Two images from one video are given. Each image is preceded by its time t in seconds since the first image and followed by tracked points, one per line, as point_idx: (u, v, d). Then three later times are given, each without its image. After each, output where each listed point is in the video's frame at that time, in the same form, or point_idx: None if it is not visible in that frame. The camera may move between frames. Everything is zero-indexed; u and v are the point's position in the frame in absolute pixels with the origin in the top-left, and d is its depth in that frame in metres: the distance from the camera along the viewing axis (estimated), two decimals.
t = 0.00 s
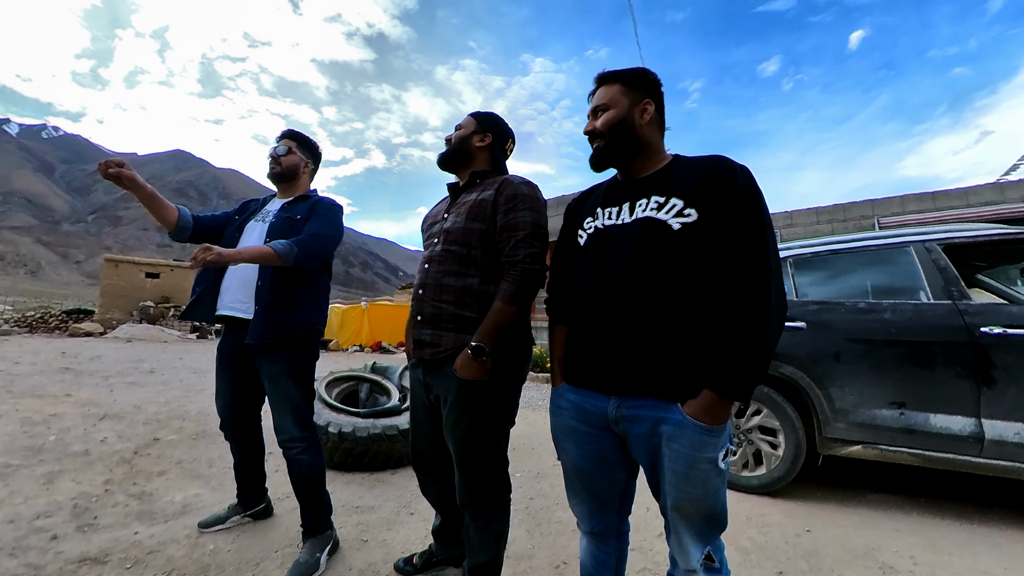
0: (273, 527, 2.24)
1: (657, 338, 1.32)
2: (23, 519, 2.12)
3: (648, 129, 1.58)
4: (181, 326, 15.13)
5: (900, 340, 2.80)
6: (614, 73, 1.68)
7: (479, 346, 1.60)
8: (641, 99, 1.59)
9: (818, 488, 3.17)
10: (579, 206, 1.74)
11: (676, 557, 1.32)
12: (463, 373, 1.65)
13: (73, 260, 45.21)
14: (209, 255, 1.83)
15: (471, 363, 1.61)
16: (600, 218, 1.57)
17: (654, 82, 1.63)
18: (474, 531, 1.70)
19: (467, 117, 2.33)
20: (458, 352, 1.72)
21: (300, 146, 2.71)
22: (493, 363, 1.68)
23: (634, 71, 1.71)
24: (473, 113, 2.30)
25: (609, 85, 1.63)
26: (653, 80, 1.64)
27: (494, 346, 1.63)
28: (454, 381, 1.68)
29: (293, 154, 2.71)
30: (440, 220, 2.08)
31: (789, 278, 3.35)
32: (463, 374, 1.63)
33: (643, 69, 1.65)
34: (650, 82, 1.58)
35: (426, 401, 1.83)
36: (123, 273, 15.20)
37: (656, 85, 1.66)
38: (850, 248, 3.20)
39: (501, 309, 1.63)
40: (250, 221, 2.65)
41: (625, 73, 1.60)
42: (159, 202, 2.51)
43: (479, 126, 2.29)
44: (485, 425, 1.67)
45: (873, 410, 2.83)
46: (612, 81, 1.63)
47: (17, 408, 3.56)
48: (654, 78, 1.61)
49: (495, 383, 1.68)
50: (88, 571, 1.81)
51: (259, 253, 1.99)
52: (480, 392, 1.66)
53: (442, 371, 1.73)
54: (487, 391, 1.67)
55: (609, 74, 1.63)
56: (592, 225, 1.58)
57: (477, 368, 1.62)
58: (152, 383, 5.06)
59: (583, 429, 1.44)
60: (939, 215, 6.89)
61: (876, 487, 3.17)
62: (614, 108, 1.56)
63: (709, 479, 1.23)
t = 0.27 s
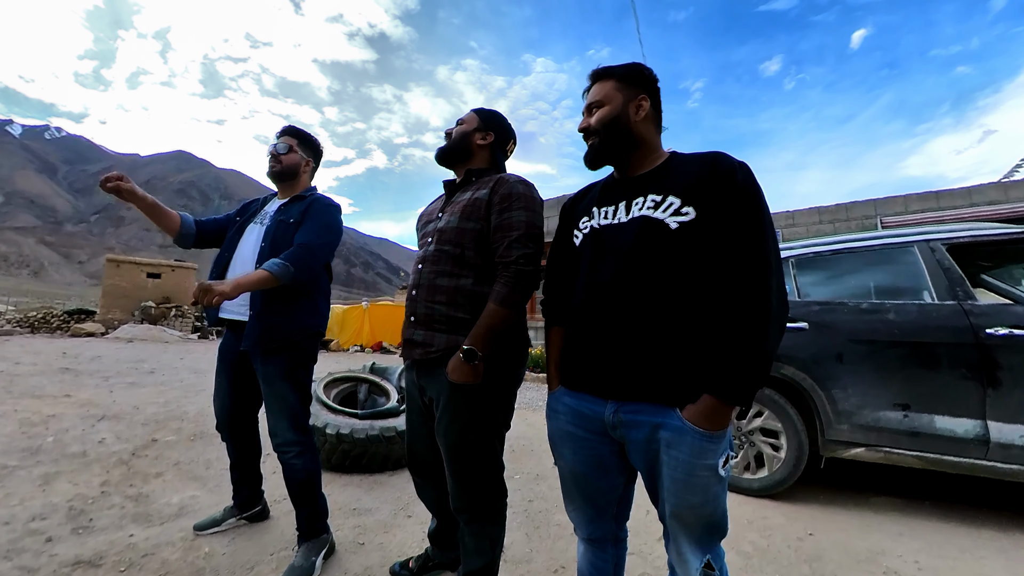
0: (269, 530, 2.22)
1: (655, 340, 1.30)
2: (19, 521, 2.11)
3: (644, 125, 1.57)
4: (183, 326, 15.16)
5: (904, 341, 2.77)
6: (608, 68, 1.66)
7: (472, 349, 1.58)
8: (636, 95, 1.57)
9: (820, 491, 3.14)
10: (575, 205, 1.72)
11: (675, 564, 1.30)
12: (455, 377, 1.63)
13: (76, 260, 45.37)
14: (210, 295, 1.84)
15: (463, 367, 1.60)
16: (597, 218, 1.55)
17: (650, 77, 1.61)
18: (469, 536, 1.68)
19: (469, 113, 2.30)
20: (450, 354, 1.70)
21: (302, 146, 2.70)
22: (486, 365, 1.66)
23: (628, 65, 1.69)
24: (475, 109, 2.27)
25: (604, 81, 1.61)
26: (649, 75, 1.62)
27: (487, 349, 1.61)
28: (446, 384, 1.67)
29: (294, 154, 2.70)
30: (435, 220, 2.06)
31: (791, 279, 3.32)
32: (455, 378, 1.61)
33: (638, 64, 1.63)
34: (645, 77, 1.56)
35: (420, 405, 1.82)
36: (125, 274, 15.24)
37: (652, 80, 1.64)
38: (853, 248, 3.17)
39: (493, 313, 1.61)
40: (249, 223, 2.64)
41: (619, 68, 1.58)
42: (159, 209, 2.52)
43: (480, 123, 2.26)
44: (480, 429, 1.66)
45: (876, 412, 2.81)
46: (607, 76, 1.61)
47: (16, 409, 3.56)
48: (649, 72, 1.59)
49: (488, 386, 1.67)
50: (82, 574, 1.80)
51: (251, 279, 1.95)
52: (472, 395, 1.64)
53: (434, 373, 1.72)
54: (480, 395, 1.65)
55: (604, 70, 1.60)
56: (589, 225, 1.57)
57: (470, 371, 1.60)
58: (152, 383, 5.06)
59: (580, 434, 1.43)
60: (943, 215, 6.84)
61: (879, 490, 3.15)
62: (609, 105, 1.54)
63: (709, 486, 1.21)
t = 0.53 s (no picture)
0: (270, 529, 2.23)
1: (656, 339, 1.29)
2: (21, 520, 2.11)
3: (645, 124, 1.56)
4: (185, 326, 15.20)
5: (907, 341, 2.76)
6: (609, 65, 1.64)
7: (474, 348, 1.58)
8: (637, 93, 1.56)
9: (822, 491, 3.13)
10: (576, 204, 1.71)
11: (676, 563, 1.30)
12: (457, 376, 1.63)
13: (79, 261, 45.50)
14: (223, 299, 1.84)
15: (465, 367, 1.59)
16: (597, 217, 1.55)
17: (650, 75, 1.60)
18: (469, 536, 1.68)
19: (469, 110, 2.29)
20: (449, 353, 1.70)
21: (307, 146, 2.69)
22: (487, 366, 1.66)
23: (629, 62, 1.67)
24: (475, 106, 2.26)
25: (605, 78, 1.59)
26: (649, 73, 1.61)
27: (489, 349, 1.61)
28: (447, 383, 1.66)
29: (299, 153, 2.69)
30: (436, 218, 2.06)
31: (793, 278, 3.31)
32: (457, 378, 1.61)
33: (639, 61, 1.62)
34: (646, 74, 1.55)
35: (421, 404, 1.81)
36: (127, 274, 15.28)
37: (652, 77, 1.63)
38: (855, 247, 3.16)
39: (498, 313, 1.60)
40: (255, 222, 2.64)
41: (620, 67, 1.57)
42: (167, 207, 2.54)
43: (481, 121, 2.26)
44: (482, 429, 1.66)
45: (879, 412, 2.80)
46: (607, 73, 1.60)
47: (18, 408, 3.57)
48: (650, 70, 1.58)
49: (489, 386, 1.66)
50: (84, 573, 1.80)
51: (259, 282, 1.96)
52: (474, 395, 1.64)
53: (435, 373, 1.72)
54: (481, 395, 1.65)
55: (605, 67, 1.59)
56: (589, 223, 1.56)
57: (472, 372, 1.60)
58: (154, 383, 5.08)
59: (581, 434, 1.42)
60: (945, 214, 6.82)
61: (881, 490, 3.14)
62: (610, 103, 1.53)
63: (710, 485, 1.21)
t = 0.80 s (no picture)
0: (275, 528, 2.24)
1: (660, 340, 1.30)
2: (28, 519, 2.13)
3: (649, 127, 1.57)
4: (188, 326, 15.24)
5: (909, 341, 2.77)
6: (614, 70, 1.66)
7: (479, 349, 1.59)
8: (641, 97, 1.58)
9: (824, 491, 3.14)
10: (580, 206, 1.72)
11: (680, 561, 1.31)
12: (462, 376, 1.64)
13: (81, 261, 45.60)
14: (230, 294, 1.86)
15: (471, 366, 1.60)
16: (601, 219, 1.56)
17: (655, 79, 1.61)
18: (475, 535, 1.69)
19: (478, 112, 2.30)
20: (455, 354, 1.71)
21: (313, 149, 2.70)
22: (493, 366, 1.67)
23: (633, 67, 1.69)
24: (482, 109, 2.28)
25: (609, 83, 1.61)
26: (653, 77, 1.62)
27: (494, 349, 1.62)
28: (452, 383, 1.68)
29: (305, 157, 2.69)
30: (440, 220, 2.07)
31: (795, 279, 3.32)
32: (463, 378, 1.62)
33: (643, 66, 1.63)
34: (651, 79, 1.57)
35: (426, 404, 1.83)
36: (130, 274, 15.32)
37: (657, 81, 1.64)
38: (857, 248, 3.17)
39: (503, 313, 1.62)
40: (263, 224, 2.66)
41: (624, 71, 1.58)
42: (177, 206, 2.54)
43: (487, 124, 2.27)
44: (487, 429, 1.67)
45: (881, 412, 2.80)
46: (612, 78, 1.62)
47: (23, 408, 3.59)
48: (655, 75, 1.60)
49: (494, 386, 1.67)
50: (91, 572, 1.81)
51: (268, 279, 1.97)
52: (479, 395, 1.65)
53: (441, 373, 1.73)
54: (487, 395, 1.66)
55: (610, 72, 1.61)
56: (593, 225, 1.57)
57: (477, 372, 1.61)
58: (158, 383, 5.10)
59: (586, 434, 1.43)
60: (948, 214, 6.81)
61: (884, 490, 3.14)
62: (614, 106, 1.55)
63: (713, 485, 1.22)
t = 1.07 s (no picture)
0: (279, 529, 2.25)
1: (663, 344, 1.31)
2: (34, 520, 2.14)
3: (654, 133, 1.58)
4: (190, 326, 15.28)
5: (911, 343, 2.77)
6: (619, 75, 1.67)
7: (484, 354, 1.59)
8: (646, 102, 1.59)
9: (826, 492, 3.14)
10: (584, 210, 1.73)
11: (682, 563, 1.32)
12: (466, 380, 1.65)
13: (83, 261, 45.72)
14: (235, 293, 1.86)
15: (475, 370, 1.61)
16: (605, 223, 1.56)
17: (659, 85, 1.63)
18: (479, 537, 1.70)
19: (482, 117, 2.35)
20: (460, 358, 1.72)
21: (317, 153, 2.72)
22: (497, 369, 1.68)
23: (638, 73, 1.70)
24: (487, 112, 2.32)
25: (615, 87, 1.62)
26: (658, 83, 1.64)
27: (499, 353, 1.62)
28: (457, 387, 1.68)
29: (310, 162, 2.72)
30: (444, 223, 2.08)
31: (797, 280, 3.32)
32: (467, 381, 1.63)
33: (648, 72, 1.65)
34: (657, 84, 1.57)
35: (430, 407, 1.84)
36: (132, 274, 15.36)
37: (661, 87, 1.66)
38: (859, 249, 3.17)
39: (507, 317, 1.63)
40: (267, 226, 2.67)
41: (630, 76, 1.59)
42: (180, 206, 2.55)
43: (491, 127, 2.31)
44: (490, 432, 1.67)
45: (883, 413, 2.80)
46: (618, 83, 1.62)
47: (28, 409, 3.61)
48: (659, 81, 1.61)
49: (499, 390, 1.68)
50: (97, 572, 1.82)
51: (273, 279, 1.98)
52: (483, 399, 1.65)
53: (445, 376, 1.74)
54: (491, 398, 1.67)
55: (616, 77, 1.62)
56: (597, 229, 1.58)
57: (481, 376, 1.62)
58: (161, 384, 5.12)
59: (589, 437, 1.44)
60: (950, 214, 6.80)
61: (886, 491, 3.14)
62: (620, 112, 1.55)
63: (716, 488, 1.23)
